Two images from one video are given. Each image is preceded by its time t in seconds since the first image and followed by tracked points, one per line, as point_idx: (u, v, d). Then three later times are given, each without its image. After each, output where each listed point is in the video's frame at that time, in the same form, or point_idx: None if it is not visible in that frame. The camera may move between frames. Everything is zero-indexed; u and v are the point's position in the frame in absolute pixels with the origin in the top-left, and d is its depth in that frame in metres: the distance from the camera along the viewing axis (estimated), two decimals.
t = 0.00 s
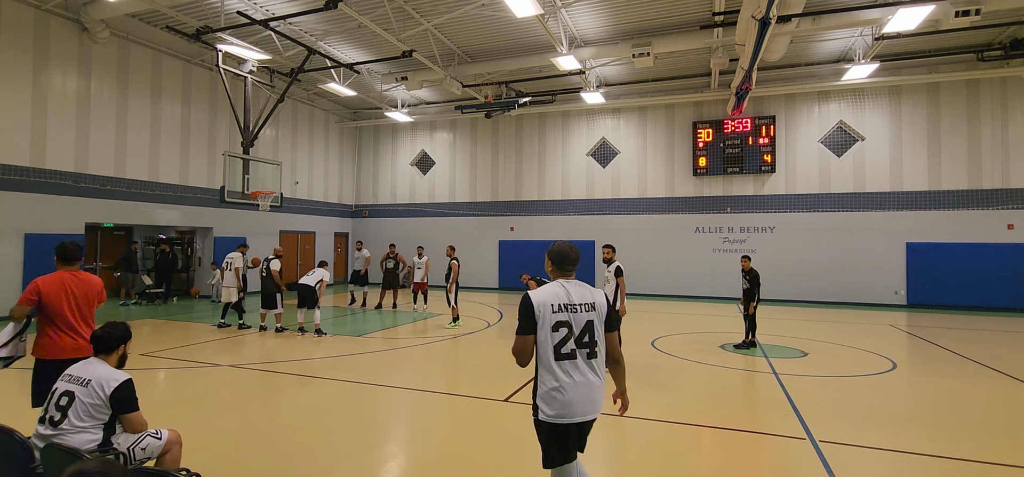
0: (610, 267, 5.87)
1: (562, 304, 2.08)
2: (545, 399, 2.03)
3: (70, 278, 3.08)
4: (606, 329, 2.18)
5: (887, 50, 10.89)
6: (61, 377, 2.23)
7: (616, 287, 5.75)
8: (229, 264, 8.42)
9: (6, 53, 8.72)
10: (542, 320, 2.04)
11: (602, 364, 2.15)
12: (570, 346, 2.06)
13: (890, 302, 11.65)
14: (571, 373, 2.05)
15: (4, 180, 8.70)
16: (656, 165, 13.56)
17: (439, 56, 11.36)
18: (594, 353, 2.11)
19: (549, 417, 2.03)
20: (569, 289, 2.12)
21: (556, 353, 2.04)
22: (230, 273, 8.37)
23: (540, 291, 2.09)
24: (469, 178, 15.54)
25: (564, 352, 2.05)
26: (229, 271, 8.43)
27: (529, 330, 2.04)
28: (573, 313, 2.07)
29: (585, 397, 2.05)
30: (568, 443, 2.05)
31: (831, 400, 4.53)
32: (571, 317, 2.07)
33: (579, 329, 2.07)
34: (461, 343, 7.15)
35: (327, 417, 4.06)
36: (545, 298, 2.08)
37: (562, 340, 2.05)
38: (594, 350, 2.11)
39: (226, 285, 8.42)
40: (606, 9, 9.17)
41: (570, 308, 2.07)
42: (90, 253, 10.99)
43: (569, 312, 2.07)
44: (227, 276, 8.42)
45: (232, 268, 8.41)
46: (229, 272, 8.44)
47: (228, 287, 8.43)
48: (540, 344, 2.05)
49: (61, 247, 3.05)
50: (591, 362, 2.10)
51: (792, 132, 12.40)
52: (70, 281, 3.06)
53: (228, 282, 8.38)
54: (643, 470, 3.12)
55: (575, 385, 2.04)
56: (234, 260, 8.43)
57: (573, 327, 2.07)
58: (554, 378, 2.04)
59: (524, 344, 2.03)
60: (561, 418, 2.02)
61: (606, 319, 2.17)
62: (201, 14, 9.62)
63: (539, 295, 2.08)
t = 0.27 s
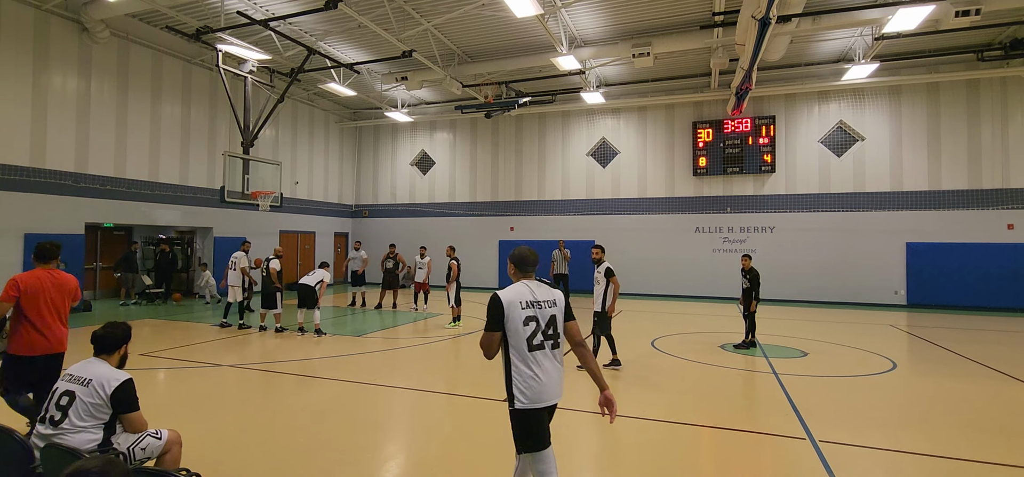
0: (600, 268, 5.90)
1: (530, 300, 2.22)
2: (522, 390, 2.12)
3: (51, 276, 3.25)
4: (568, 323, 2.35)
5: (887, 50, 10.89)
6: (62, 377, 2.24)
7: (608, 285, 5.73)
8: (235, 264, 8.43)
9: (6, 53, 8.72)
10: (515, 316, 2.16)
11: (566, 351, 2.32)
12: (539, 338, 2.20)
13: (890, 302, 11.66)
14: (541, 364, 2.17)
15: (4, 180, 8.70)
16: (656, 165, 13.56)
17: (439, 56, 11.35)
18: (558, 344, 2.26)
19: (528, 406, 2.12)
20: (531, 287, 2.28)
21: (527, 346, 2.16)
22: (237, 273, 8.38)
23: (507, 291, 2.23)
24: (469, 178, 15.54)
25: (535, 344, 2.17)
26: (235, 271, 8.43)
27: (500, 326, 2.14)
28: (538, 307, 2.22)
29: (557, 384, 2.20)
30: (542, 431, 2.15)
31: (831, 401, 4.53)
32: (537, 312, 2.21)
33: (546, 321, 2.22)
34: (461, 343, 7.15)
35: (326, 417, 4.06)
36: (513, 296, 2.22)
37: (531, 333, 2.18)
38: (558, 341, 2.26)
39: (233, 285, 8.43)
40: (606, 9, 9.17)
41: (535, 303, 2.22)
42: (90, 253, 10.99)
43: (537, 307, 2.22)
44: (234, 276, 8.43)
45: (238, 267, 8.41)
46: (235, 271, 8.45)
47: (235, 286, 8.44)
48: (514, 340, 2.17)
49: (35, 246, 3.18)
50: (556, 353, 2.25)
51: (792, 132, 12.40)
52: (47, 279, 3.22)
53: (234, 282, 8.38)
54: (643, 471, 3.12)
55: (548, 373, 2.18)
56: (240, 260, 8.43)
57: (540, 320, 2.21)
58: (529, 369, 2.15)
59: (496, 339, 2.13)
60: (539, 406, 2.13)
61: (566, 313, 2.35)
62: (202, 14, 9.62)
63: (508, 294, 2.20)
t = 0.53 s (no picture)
0: (590, 267, 5.93)
1: (495, 291, 2.60)
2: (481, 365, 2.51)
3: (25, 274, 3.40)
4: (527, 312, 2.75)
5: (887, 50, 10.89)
6: (61, 377, 2.23)
7: (599, 284, 5.74)
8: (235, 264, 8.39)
9: (6, 53, 8.72)
10: (482, 303, 2.54)
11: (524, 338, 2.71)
12: (501, 324, 2.58)
13: (890, 302, 11.66)
14: (501, 347, 2.56)
15: (4, 180, 8.70)
16: (656, 165, 13.55)
17: (439, 56, 11.35)
18: (518, 331, 2.64)
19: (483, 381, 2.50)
20: (498, 279, 2.65)
21: (490, 331, 2.54)
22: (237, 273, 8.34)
23: (476, 280, 2.61)
24: (469, 178, 15.54)
25: (497, 329, 2.55)
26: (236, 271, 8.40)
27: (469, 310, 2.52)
28: (502, 298, 2.60)
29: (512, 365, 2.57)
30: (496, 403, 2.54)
31: (831, 401, 4.53)
32: (501, 302, 2.59)
33: (509, 310, 2.61)
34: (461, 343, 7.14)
35: (326, 417, 4.07)
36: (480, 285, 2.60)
37: (495, 319, 2.55)
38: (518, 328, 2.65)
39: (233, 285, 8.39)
40: (606, 9, 9.17)
41: (500, 294, 2.60)
42: (90, 253, 10.99)
43: (501, 297, 2.60)
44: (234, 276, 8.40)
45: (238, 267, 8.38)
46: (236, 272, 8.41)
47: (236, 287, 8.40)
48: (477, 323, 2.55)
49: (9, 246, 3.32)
50: (515, 338, 2.63)
51: (792, 132, 12.40)
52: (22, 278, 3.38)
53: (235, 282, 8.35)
54: (642, 471, 3.13)
55: (505, 354, 2.56)
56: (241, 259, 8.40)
57: (503, 309, 2.59)
58: (489, 349, 2.53)
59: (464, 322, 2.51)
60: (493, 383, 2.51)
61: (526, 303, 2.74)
62: (202, 14, 9.62)
63: (477, 283, 2.58)
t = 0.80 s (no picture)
0: (583, 267, 5.96)
1: (455, 290, 2.76)
2: (441, 360, 2.65)
3: None
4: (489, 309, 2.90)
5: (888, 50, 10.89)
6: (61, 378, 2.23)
7: (592, 283, 5.75)
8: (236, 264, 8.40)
9: (6, 53, 8.71)
10: (441, 301, 2.69)
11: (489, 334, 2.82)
12: (462, 320, 2.70)
13: (890, 301, 11.66)
14: (465, 341, 2.68)
15: (4, 180, 8.69)
16: (656, 165, 13.55)
17: (439, 56, 11.35)
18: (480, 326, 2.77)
19: (445, 373, 2.63)
20: (458, 281, 2.83)
21: (452, 327, 2.67)
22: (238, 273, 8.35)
23: (438, 282, 2.79)
24: (469, 178, 15.54)
25: (458, 325, 2.68)
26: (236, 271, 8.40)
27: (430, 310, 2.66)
28: (462, 296, 2.75)
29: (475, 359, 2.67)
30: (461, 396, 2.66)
31: (831, 401, 4.52)
32: (461, 299, 2.74)
33: (469, 307, 2.74)
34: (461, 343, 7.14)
35: (325, 417, 4.07)
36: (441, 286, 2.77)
37: (455, 315, 2.69)
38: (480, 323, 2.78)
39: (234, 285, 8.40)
40: (606, 9, 9.17)
41: (459, 293, 2.76)
42: (90, 253, 10.99)
43: (461, 295, 2.75)
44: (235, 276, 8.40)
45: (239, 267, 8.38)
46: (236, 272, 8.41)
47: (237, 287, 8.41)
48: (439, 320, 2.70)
49: None
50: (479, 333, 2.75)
51: (792, 132, 12.40)
52: None
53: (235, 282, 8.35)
54: (642, 471, 3.12)
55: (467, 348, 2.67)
56: (241, 260, 8.41)
57: (463, 306, 2.73)
58: (449, 344, 2.65)
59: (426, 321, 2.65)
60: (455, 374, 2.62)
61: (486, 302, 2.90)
62: (202, 14, 9.62)
63: (438, 285, 2.76)
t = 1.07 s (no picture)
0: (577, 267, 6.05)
1: (415, 284, 3.11)
2: (405, 347, 2.94)
3: None
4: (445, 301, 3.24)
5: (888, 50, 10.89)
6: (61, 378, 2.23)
7: (586, 280, 5.77)
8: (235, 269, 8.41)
9: (6, 53, 8.72)
10: (401, 294, 3.02)
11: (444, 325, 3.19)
12: (421, 311, 3.05)
13: (890, 301, 11.66)
14: (422, 329, 3.01)
15: (4, 180, 8.69)
16: (656, 165, 13.55)
17: (439, 56, 11.35)
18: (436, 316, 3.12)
19: (404, 359, 2.92)
20: (416, 276, 3.17)
21: (411, 317, 3.00)
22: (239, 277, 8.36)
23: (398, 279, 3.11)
24: (469, 178, 15.54)
25: (417, 315, 3.02)
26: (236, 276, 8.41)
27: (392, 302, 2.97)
28: (419, 290, 3.10)
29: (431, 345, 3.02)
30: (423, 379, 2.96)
31: (831, 401, 4.53)
32: (419, 292, 3.09)
33: (427, 299, 3.10)
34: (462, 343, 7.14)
35: (325, 417, 4.07)
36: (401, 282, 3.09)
37: (414, 307, 3.03)
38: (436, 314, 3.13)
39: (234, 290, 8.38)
40: (606, 9, 9.17)
41: (417, 287, 3.10)
42: (90, 253, 10.99)
43: (419, 289, 3.10)
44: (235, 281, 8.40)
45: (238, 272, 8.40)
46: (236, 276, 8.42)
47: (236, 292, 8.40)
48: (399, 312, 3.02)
49: None
50: (435, 322, 3.10)
51: (792, 132, 12.40)
52: None
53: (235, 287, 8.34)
54: (642, 471, 3.12)
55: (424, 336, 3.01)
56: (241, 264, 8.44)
57: (420, 298, 3.08)
58: (408, 333, 2.98)
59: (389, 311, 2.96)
60: (414, 361, 2.92)
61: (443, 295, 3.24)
62: (202, 14, 9.62)
63: (398, 280, 3.08)
